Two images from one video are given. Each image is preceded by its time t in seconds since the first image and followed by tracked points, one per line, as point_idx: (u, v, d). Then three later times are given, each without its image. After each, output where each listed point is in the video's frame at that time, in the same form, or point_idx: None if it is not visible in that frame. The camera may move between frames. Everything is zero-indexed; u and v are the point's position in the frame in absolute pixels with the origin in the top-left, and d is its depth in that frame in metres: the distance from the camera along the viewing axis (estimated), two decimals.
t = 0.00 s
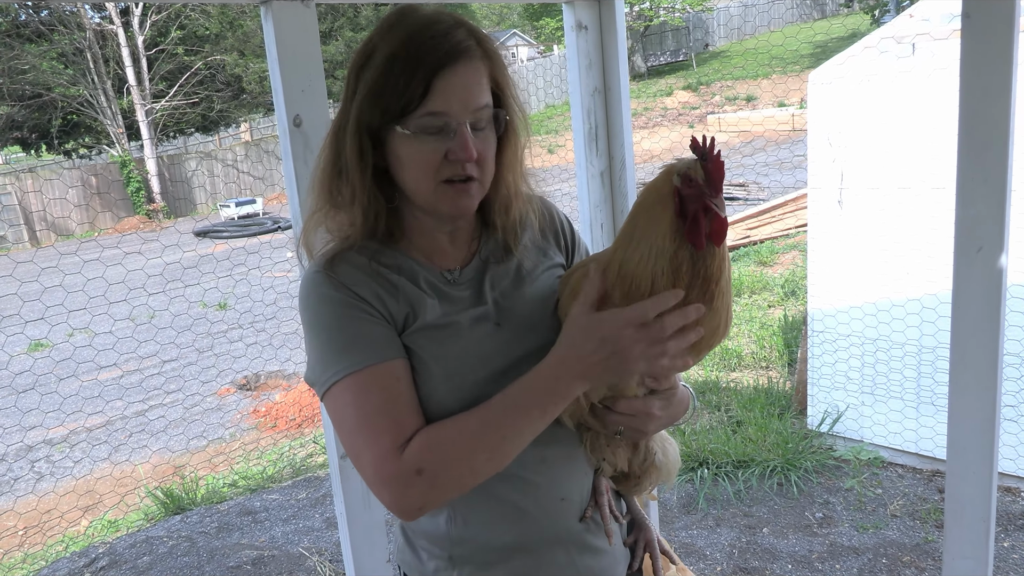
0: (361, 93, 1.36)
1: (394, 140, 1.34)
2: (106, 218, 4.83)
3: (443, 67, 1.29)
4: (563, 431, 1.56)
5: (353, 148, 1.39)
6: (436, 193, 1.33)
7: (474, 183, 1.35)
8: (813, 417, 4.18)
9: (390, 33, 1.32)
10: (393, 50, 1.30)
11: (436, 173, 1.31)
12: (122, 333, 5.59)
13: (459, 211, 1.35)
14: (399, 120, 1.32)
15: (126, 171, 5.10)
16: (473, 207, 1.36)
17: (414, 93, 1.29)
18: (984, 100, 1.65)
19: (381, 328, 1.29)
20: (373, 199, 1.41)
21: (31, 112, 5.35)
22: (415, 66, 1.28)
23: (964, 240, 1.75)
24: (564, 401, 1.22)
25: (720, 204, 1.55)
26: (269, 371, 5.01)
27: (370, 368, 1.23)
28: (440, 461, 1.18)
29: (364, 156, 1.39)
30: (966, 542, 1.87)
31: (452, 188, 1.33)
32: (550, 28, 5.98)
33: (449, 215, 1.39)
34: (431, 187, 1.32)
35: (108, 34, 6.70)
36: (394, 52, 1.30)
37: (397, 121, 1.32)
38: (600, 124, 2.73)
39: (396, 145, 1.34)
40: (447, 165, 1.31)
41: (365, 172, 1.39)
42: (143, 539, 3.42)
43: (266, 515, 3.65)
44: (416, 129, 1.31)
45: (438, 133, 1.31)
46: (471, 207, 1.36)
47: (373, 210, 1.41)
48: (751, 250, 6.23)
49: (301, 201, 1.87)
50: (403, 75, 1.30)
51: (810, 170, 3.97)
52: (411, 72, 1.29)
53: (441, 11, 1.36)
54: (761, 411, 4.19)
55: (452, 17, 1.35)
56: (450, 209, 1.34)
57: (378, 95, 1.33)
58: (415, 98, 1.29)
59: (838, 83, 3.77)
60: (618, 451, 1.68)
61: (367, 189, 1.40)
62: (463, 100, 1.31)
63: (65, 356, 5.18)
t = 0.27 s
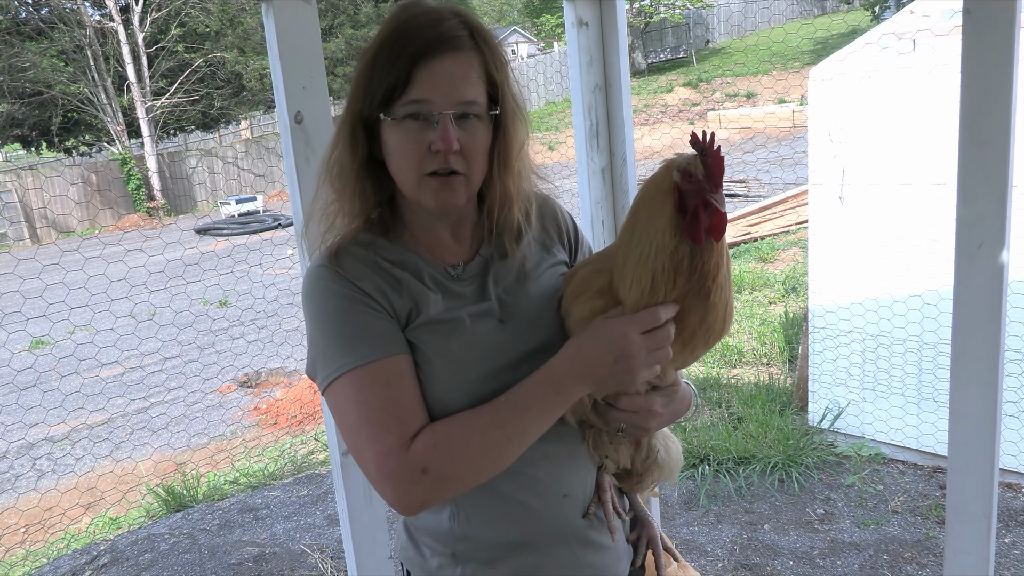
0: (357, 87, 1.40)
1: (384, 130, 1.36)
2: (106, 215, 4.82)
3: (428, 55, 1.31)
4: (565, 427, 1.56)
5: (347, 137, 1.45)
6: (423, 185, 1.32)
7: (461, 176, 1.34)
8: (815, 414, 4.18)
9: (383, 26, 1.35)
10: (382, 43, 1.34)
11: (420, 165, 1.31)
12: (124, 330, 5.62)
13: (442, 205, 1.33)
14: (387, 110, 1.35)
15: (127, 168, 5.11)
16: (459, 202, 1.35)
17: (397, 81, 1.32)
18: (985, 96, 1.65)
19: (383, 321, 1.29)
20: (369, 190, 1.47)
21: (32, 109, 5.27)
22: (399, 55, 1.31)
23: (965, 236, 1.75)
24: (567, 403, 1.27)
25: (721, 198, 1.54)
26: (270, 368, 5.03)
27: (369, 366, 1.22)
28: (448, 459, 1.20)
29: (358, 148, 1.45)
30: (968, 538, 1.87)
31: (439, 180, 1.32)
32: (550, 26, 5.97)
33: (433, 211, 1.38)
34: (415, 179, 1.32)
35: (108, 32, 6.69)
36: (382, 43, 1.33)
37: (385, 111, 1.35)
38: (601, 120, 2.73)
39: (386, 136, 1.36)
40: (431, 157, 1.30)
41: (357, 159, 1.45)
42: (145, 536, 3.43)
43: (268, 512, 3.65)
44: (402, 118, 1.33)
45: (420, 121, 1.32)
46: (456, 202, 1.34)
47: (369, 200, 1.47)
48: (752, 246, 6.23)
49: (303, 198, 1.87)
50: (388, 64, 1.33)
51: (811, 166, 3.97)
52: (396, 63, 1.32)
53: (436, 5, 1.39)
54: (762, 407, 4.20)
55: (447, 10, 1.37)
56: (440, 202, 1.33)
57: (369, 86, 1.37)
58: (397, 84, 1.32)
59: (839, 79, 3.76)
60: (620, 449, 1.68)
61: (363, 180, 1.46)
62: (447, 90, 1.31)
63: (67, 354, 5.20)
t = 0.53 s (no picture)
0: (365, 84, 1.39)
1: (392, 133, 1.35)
2: (107, 213, 4.82)
3: (439, 61, 1.29)
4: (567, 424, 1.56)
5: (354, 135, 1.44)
6: (430, 187, 1.32)
7: (467, 181, 1.34)
8: (816, 413, 4.18)
9: (395, 25, 1.33)
10: (393, 45, 1.32)
11: (426, 169, 1.31)
12: (125, 328, 5.66)
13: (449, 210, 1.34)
14: (396, 113, 1.34)
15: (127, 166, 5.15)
16: (466, 204, 1.36)
17: (406, 87, 1.30)
18: (987, 94, 1.65)
19: (384, 319, 1.28)
20: (375, 186, 1.46)
21: (32, 107, 5.22)
22: (410, 60, 1.29)
23: (967, 234, 1.74)
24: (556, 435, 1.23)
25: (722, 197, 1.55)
26: (271, 366, 5.04)
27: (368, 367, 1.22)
28: (437, 473, 1.20)
29: (365, 146, 1.44)
30: (970, 537, 1.87)
31: (446, 183, 1.32)
32: (550, 24, 5.96)
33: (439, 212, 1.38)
34: (425, 182, 1.32)
35: (109, 30, 6.69)
36: (392, 46, 1.31)
37: (392, 114, 1.34)
38: (602, 118, 2.73)
39: (392, 138, 1.36)
40: (438, 162, 1.30)
41: (364, 157, 1.44)
42: (146, 534, 3.43)
43: (268, 510, 3.65)
44: (409, 123, 1.32)
45: (427, 126, 1.31)
46: (462, 205, 1.35)
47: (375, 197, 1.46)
48: (753, 245, 6.23)
49: (305, 195, 1.87)
50: (398, 68, 1.31)
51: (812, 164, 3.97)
52: (406, 68, 1.30)
53: (447, 6, 1.37)
54: (763, 406, 4.20)
55: (458, 11, 1.35)
56: (447, 203, 1.33)
57: (377, 86, 1.35)
58: (406, 90, 1.30)
59: (840, 78, 3.75)
60: (623, 446, 1.69)
61: (367, 177, 1.45)
62: (456, 97, 1.30)
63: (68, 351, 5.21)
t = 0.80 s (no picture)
0: (383, 97, 1.32)
1: (418, 148, 1.31)
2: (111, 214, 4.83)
3: (472, 78, 1.25)
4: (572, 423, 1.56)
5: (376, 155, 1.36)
6: (460, 199, 1.31)
7: (495, 188, 1.32)
8: (819, 413, 4.15)
9: (415, 35, 1.26)
10: (413, 58, 1.25)
11: (460, 181, 1.29)
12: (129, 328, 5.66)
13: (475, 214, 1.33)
14: (421, 130, 1.28)
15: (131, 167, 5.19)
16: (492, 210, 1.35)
17: (441, 109, 1.25)
18: (993, 94, 1.64)
19: (389, 321, 1.29)
20: (391, 200, 1.40)
21: (37, 108, 5.24)
22: (445, 81, 1.24)
23: (972, 235, 1.73)
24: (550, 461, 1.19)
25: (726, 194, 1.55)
26: (274, 367, 5.05)
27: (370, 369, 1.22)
28: (431, 486, 1.17)
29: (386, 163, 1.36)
30: (976, 538, 1.86)
31: (474, 195, 1.31)
32: (553, 24, 5.97)
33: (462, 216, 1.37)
34: (453, 195, 1.31)
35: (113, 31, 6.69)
36: (421, 62, 1.24)
37: (423, 132, 1.28)
38: (606, 119, 2.72)
39: (417, 152, 1.31)
40: (473, 175, 1.29)
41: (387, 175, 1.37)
42: (150, 534, 3.43)
43: (272, 511, 3.65)
44: (439, 140, 1.27)
45: (461, 144, 1.28)
46: (488, 211, 1.34)
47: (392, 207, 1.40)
48: (757, 245, 6.22)
49: (309, 195, 1.87)
50: (430, 90, 1.25)
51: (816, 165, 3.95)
52: (439, 87, 1.24)
53: (463, 10, 1.30)
54: (767, 406, 4.19)
55: (474, 16, 1.30)
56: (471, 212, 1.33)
57: (403, 101, 1.28)
58: (442, 113, 1.25)
59: (844, 78, 3.73)
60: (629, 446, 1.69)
61: (386, 190, 1.38)
62: (487, 112, 1.27)
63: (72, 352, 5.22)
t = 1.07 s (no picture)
0: (400, 114, 1.26)
1: (440, 161, 1.28)
2: (114, 211, 4.83)
3: (494, 95, 1.24)
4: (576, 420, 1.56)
5: (400, 179, 1.30)
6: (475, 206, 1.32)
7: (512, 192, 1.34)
8: (822, 414, 4.14)
9: (431, 47, 1.22)
10: (432, 75, 1.21)
11: (484, 189, 1.29)
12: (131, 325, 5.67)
13: (494, 217, 1.35)
14: (438, 148, 1.26)
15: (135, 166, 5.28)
16: (505, 214, 1.36)
17: (471, 124, 1.24)
18: (997, 95, 1.64)
19: (390, 320, 1.28)
20: (411, 216, 1.35)
21: (41, 105, 5.22)
22: (472, 93, 1.22)
23: (976, 236, 1.73)
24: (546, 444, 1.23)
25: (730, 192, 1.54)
26: (277, 365, 5.04)
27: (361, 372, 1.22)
28: (421, 480, 1.20)
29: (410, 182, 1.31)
30: (977, 539, 1.86)
31: (488, 201, 1.31)
32: (556, 23, 5.96)
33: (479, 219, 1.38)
34: (472, 204, 1.32)
35: (117, 28, 6.69)
36: (447, 77, 1.20)
37: (447, 147, 1.26)
38: (610, 118, 2.72)
39: (438, 164, 1.29)
40: (495, 182, 1.29)
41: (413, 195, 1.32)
42: (152, 532, 3.43)
43: (274, 509, 3.65)
44: (466, 156, 1.26)
45: (485, 155, 1.27)
46: (504, 214, 1.35)
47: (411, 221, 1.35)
48: (759, 245, 6.22)
49: (312, 194, 1.87)
50: (460, 105, 1.23)
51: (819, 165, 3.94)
52: (466, 100, 1.23)
53: (473, 18, 1.27)
54: (769, 407, 4.19)
55: (481, 21, 1.27)
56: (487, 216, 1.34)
57: (427, 118, 1.23)
58: (469, 129, 1.24)
59: (849, 78, 3.72)
60: (634, 444, 1.68)
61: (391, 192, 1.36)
62: (508, 121, 1.28)
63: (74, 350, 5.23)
